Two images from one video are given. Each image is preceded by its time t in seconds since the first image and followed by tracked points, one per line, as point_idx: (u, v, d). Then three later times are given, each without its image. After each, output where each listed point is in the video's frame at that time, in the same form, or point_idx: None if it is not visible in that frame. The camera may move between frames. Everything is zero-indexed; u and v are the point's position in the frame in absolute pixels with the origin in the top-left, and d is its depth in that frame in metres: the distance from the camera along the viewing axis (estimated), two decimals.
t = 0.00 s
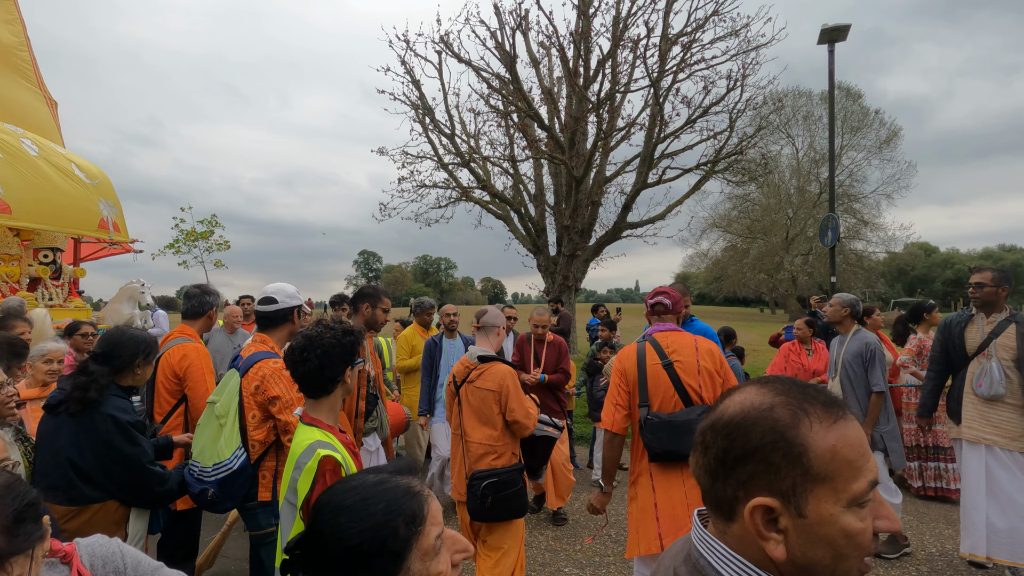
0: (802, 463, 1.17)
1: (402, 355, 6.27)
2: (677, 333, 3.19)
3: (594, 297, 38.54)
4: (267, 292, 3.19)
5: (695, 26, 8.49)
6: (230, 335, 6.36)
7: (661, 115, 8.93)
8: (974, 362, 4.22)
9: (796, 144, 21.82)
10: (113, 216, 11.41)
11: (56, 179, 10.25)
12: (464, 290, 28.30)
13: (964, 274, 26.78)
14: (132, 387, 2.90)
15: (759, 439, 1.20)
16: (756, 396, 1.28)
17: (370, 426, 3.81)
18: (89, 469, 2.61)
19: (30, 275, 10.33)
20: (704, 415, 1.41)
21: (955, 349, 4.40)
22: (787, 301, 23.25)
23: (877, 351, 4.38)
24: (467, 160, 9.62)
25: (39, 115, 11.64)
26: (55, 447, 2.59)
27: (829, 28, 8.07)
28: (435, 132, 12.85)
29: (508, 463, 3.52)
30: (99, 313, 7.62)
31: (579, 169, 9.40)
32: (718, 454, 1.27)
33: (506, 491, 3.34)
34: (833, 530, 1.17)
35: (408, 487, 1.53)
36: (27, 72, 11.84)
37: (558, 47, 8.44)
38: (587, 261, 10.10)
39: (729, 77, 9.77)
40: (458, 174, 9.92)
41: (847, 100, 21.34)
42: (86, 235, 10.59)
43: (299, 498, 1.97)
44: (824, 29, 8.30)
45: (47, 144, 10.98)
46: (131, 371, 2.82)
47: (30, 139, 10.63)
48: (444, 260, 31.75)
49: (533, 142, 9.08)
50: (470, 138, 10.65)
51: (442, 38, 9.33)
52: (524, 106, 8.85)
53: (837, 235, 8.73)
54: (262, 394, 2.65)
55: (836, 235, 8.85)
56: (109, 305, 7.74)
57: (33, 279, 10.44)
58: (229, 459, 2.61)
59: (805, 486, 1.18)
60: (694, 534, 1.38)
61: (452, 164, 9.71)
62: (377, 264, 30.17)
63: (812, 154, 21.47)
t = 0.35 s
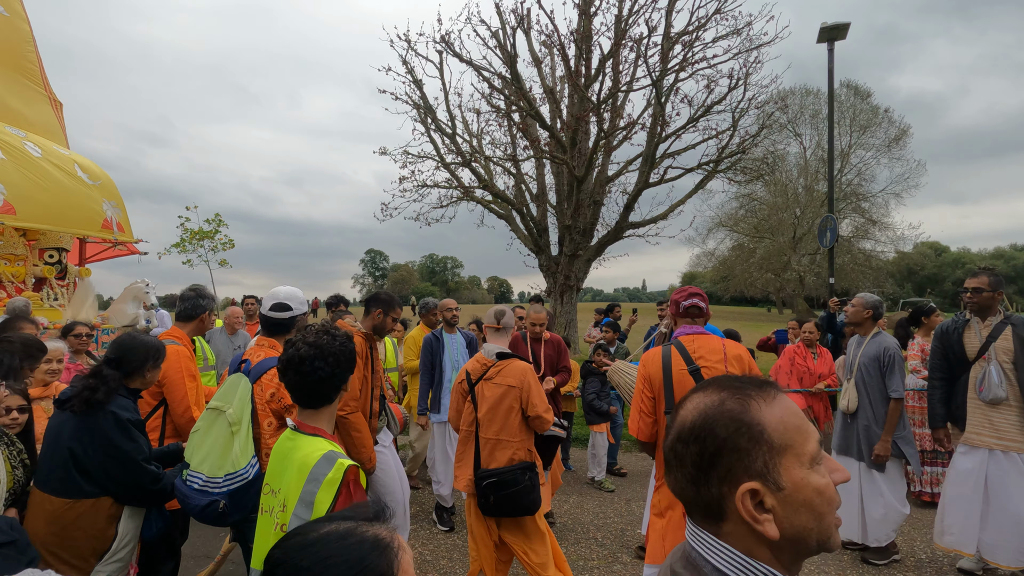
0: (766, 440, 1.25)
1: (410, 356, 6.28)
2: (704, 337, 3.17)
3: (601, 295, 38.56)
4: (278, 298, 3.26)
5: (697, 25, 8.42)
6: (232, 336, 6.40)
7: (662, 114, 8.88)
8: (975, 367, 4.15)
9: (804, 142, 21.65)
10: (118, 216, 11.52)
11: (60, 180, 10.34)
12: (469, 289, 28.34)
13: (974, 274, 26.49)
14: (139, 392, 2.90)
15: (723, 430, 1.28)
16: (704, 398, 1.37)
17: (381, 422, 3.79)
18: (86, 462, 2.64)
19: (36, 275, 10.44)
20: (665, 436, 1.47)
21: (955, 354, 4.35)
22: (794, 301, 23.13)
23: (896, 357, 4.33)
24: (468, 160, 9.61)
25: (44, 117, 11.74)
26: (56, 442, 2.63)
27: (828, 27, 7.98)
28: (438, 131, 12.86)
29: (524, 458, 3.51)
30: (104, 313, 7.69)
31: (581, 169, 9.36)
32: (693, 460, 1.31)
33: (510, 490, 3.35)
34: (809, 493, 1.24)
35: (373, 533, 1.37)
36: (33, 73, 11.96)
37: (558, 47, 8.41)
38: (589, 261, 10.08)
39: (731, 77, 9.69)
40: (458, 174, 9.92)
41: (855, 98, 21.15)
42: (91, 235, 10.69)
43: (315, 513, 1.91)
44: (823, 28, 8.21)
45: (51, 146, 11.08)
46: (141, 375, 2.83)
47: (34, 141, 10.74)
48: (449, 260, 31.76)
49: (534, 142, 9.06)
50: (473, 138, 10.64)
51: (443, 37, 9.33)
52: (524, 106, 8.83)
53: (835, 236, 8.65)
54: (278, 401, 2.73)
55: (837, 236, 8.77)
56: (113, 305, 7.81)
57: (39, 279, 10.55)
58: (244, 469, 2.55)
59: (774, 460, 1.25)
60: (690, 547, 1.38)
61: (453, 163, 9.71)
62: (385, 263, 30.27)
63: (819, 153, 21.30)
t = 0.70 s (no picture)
0: (695, 418, 1.39)
1: (414, 353, 6.29)
2: (707, 339, 3.17)
3: (609, 295, 38.58)
4: (265, 298, 3.36)
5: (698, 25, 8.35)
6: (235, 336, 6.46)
7: (664, 115, 8.83)
8: (1003, 373, 4.01)
9: (812, 142, 21.49)
10: (128, 216, 11.65)
11: (71, 181, 10.47)
12: (477, 289, 28.41)
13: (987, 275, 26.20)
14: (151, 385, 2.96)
15: (660, 412, 1.42)
16: (647, 388, 1.53)
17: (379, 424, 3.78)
18: (100, 444, 2.68)
19: (48, 274, 10.57)
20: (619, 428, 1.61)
21: (980, 359, 4.11)
22: (803, 301, 23.01)
23: (892, 357, 4.31)
24: (468, 161, 9.63)
25: (55, 117, 11.89)
26: (71, 425, 2.68)
27: (823, 27, 7.92)
28: (442, 132, 12.87)
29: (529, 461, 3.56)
30: (114, 311, 7.78)
31: (583, 168, 9.34)
32: (638, 442, 1.45)
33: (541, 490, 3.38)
34: (736, 464, 1.36)
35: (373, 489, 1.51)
36: (45, 74, 12.12)
37: (560, 47, 8.37)
38: (591, 261, 10.05)
39: (733, 77, 9.62)
40: (460, 173, 9.91)
41: (865, 97, 20.94)
42: (101, 235, 10.81)
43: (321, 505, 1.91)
44: (819, 28, 8.14)
45: (62, 147, 11.22)
46: (153, 367, 2.89)
47: (45, 141, 10.90)
48: (457, 259, 31.75)
49: (535, 142, 9.05)
50: (476, 138, 10.63)
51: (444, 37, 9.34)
52: (525, 106, 8.83)
53: (830, 237, 8.57)
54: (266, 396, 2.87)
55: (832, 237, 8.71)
56: (123, 304, 7.88)
57: (50, 278, 10.69)
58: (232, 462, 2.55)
59: (705, 435, 1.37)
60: (639, 526, 1.48)
61: (453, 164, 9.72)
62: (394, 263, 30.38)
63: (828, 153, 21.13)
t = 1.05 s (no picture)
0: (682, 427, 1.40)
1: (418, 353, 6.32)
2: (694, 343, 3.17)
3: (616, 294, 38.51)
4: (248, 292, 3.44)
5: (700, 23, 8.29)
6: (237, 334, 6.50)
7: (667, 115, 8.79)
8: None
9: (820, 140, 21.33)
10: (138, 214, 11.76)
11: (83, 179, 10.58)
12: (484, 287, 28.48)
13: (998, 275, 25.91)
14: (152, 376, 2.99)
15: (647, 424, 1.40)
16: (624, 397, 1.50)
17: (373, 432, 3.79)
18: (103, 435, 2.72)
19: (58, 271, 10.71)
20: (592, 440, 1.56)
21: (1002, 366, 3.94)
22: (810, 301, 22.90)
23: (897, 351, 4.36)
24: (469, 160, 9.64)
25: (70, 114, 12.06)
26: (78, 421, 2.73)
27: (821, 26, 7.85)
28: (448, 130, 12.89)
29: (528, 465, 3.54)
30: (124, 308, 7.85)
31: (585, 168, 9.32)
32: (622, 455, 1.42)
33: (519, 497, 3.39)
34: (718, 471, 1.40)
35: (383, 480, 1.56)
36: (60, 73, 12.27)
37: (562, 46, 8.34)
38: (593, 260, 10.04)
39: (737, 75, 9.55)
40: (464, 172, 9.92)
41: (875, 95, 20.74)
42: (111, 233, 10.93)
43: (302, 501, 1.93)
44: (818, 26, 8.06)
45: (76, 145, 11.35)
46: (149, 358, 2.91)
47: (61, 139, 11.03)
48: (464, 257, 31.78)
49: (537, 141, 9.05)
50: (480, 137, 10.63)
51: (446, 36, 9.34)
52: (528, 105, 8.82)
53: (827, 237, 8.50)
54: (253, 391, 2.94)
55: (829, 237, 8.65)
56: (133, 302, 7.90)
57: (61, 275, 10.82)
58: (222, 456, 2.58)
59: (691, 444, 1.39)
60: (621, 541, 1.46)
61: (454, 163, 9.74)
62: (402, 261, 30.48)
63: (837, 152, 20.96)
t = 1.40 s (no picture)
0: (731, 473, 1.10)
1: (426, 353, 6.32)
2: (719, 342, 3.14)
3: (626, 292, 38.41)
4: (275, 287, 3.48)
5: (709, 20, 8.19)
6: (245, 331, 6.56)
7: (675, 113, 8.72)
8: None
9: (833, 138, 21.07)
10: (154, 211, 11.71)
11: (102, 175, 10.72)
12: (494, 284, 28.61)
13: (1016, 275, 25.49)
14: (157, 373, 3.01)
15: (690, 471, 1.09)
16: (653, 431, 1.16)
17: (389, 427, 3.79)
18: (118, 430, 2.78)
19: (75, 267, 10.82)
20: (607, 481, 1.23)
21: None
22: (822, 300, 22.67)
23: (920, 350, 4.34)
24: (476, 157, 9.65)
25: (89, 111, 12.23)
26: (87, 417, 2.78)
27: (829, 21, 7.73)
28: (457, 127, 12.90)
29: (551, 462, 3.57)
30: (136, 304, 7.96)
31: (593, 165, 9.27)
32: (655, 510, 1.11)
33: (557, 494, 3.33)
34: (770, 522, 1.14)
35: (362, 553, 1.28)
36: (79, 70, 12.43)
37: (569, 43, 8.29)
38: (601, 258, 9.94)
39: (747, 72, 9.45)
40: (471, 170, 9.92)
41: (890, 91, 20.44)
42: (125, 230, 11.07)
43: (292, 499, 1.99)
44: (826, 22, 7.95)
45: (99, 140, 11.45)
46: (153, 354, 2.92)
47: (85, 135, 11.14)
48: (475, 255, 31.79)
49: (544, 139, 9.03)
50: (488, 134, 10.61)
51: (454, 33, 9.32)
52: (535, 103, 8.80)
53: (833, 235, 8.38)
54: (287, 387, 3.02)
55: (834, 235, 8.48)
56: (147, 297, 8.03)
57: (77, 271, 10.90)
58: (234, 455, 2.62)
59: (742, 493, 1.12)
60: None
61: (460, 160, 9.74)
62: (412, 258, 30.63)
63: (851, 149, 20.70)
